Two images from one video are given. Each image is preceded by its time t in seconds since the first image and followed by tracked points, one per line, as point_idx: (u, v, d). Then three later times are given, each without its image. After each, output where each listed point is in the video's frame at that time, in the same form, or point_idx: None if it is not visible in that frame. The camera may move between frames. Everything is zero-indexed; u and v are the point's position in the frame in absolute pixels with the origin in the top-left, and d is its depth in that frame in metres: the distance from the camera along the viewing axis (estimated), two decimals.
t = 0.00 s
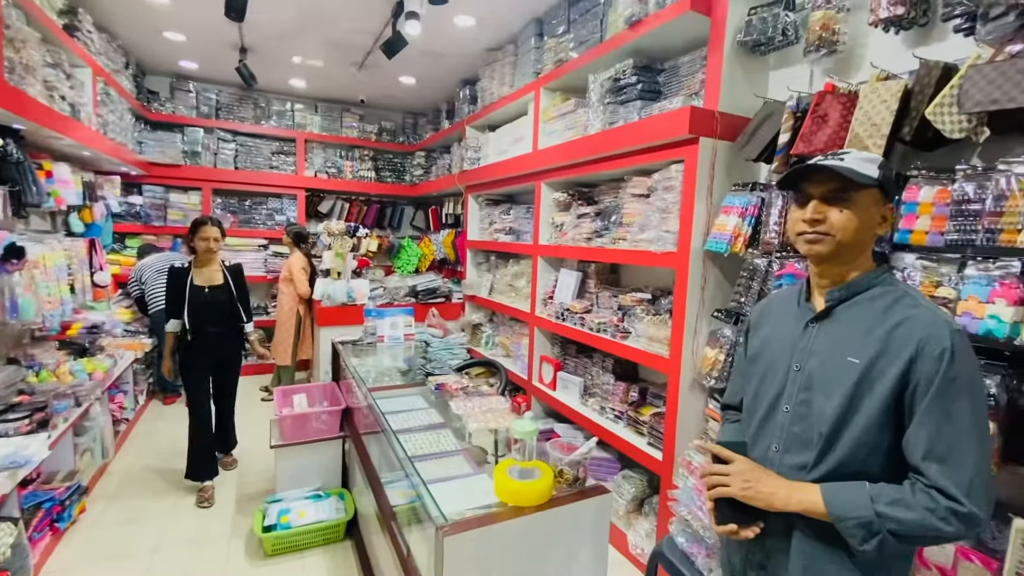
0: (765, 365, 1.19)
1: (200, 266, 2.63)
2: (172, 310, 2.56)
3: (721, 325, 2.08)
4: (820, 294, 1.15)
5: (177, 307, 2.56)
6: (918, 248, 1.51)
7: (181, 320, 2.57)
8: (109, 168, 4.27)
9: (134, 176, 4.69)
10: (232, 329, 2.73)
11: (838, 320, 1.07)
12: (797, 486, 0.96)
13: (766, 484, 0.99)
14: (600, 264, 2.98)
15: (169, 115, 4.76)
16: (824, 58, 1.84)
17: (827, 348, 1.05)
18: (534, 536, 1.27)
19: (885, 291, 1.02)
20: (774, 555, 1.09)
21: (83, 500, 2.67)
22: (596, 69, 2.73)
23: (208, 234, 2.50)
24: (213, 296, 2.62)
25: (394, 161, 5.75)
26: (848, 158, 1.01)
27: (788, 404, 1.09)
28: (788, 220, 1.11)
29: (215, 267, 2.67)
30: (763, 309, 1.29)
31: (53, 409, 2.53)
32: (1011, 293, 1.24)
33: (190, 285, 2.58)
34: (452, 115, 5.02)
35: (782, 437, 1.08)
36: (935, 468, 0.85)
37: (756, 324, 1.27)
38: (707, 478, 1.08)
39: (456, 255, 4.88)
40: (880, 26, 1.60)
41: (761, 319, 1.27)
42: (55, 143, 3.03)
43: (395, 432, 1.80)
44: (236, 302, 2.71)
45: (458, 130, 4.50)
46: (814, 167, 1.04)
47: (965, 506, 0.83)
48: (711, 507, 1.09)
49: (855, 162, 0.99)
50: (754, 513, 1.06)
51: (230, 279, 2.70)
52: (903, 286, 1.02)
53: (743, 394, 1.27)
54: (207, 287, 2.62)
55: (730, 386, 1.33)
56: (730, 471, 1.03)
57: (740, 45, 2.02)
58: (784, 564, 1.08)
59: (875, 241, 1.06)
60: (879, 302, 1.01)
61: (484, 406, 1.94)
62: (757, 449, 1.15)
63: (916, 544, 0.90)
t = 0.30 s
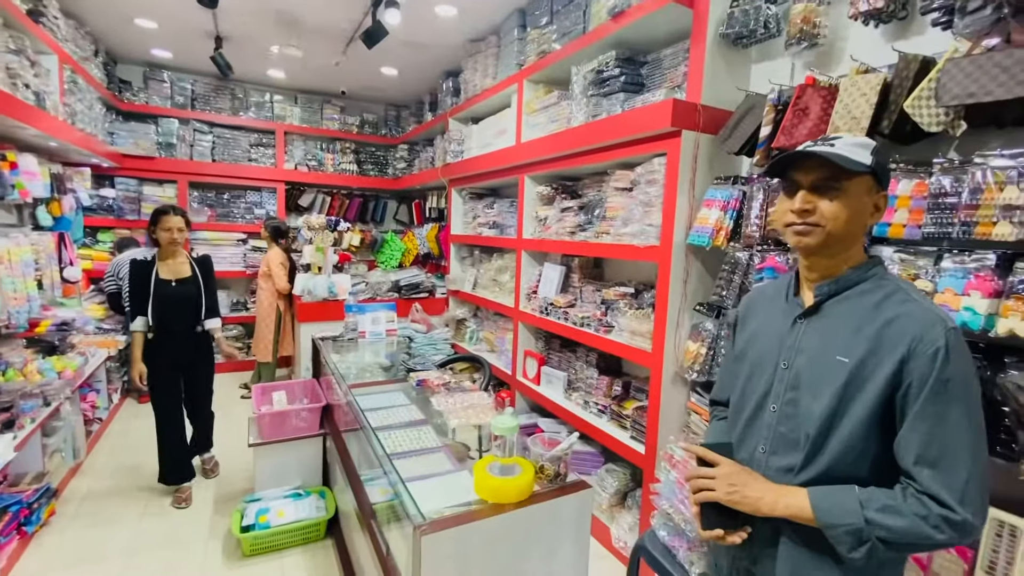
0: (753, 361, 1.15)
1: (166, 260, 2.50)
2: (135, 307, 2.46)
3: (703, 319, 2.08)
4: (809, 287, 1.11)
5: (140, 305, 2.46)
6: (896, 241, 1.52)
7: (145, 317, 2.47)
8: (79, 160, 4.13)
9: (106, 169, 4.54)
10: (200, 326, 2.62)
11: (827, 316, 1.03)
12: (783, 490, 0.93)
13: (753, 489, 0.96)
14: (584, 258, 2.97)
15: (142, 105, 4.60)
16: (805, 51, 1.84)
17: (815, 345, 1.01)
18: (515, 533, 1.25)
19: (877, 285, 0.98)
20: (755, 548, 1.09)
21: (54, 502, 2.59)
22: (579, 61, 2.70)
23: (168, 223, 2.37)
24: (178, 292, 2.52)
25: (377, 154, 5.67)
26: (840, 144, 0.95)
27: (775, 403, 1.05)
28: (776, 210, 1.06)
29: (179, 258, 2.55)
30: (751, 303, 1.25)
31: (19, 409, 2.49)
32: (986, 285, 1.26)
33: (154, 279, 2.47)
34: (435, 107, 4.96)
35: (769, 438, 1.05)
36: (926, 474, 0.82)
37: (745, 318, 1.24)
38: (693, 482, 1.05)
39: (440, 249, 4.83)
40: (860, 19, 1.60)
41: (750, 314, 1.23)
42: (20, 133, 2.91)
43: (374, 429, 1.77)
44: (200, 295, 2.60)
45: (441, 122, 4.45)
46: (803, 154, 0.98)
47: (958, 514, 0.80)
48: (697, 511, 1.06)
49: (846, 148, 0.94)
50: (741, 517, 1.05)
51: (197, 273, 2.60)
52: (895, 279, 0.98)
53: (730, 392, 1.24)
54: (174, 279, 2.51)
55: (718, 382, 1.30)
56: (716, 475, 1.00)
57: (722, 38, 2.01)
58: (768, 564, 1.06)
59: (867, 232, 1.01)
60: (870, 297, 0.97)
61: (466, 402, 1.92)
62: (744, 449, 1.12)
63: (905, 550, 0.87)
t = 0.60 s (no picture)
0: (748, 359, 1.13)
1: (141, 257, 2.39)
2: (111, 305, 2.39)
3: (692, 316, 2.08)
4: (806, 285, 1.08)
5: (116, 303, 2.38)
6: (882, 237, 1.52)
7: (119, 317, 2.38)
8: (59, 155, 4.03)
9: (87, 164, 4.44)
10: (178, 325, 2.47)
11: (822, 315, 1.00)
12: (771, 492, 0.92)
13: (739, 489, 0.94)
14: (573, 255, 2.96)
15: (124, 99, 4.49)
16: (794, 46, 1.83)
17: (810, 344, 0.98)
18: (501, 533, 1.24)
19: (875, 284, 0.94)
20: (740, 548, 1.08)
21: (34, 504, 2.54)
22: (568, 56, 2.68)
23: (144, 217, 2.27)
24: (151, 289, 2.39)
25: (366, 150, 5.61)
26: (839, 135, 0.91)
27: (767, 403, 1.03)
28: (775, 205, 1.01)
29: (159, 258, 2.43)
30: (751, 300, 1.23)
31: None
32: (971, 281, 1.26)
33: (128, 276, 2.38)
34: (424, 103, 4.91)
35: (760, 439, 1.03)
36: (917, 482, 0.79)
37: (744, 315, 1.21)
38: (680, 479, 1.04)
39: (430, 246, 4.80)
40: (848, 14, 1.59)
41: (749, 310, 1.21)
42: None
43: (360, 428, 1.74)
44: (179, 294, 2.45)
45: (430, 117, 4.40)
46: (801, 147, 0.94)
47: (949, 525, 0.77)
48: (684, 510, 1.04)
49: (846, 140, 0.90)
50: (728, 518, 1.04)
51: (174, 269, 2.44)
52: (896, 278, 0.94)
53: (727, 390, 1.22)
54: (147, 278, 2.39)
55: (715, 380, 1.28)
56: (703, 474, 0.99)
57: (710, 33, 2.00)
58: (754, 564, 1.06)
59: (867, 228, 0.96)
60: (868, 296, 0.94)
61: (453, 400, 1.90)
62: (735, 448, 1.10)
63: (894, 559, 0.85)
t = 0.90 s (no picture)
0: (740, 359, 1.13)
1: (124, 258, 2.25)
2: (89, 307, 2.24)
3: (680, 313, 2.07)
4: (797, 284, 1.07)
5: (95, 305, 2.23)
6: (869, 234, 1.52)
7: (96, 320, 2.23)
8: (44, 151, 3.97)
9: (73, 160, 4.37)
10: (161, 331, 2.32)
11: (810, 316, 0.99)
12: (752, 495, 0.91)
13: (721, 491, 0.94)
14: (563, 252, 2.95)
15: (109, 94, 4.43)
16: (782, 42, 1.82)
17: (797, 347, 0.97)
18: (486, 533, 1.23)
19: (865, 285, 0.92)
20: (723, 550, 1.08)
21: (19, 505, 2.50)
22: (558, 51, 2.66)
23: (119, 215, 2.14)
24: (132, 291, 2.23)
25: (357, 146, 5.57)
26: (828, 129, 0.90)
27: (755, 405, 1.02)
28: (762, 202, 1.00)
29: (142, 258, 2.28)
30: (747, 299, 1.21)
31: None
32: (956, 278, 1.26)
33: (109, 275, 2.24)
34: (415, 99, 4.88)
35: (747, 441, 1.02)
36: (896, 492, 0.77)
37: (739, 315, 1.21)
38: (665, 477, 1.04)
39: (421, 243, 4.77)
40: (837, 10, 1.58)
41: (744, 310, 1.20)
42: None
43: (345, 428, 1.72)
44: (164, 298, 2.31)
45: (421, 114, 4.37)
46: (789, 142, 0.93)
47: (928, 538, 0.75)
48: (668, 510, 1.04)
49: (836, 133, 0.89)
50: (711, 520, 1.04)
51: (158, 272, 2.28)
52: (888, 278, 0.92)
53: (721, 390, 1.21)
54: (127, 280, 2.25)
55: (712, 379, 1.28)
56: (687, 474, 0.99)
57: (699, 29, 1.99)
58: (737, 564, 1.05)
59: (859, 226, 0.95)
60: (856, 298, 0.92)
61: (441, 398, 1.88)
62: (724, 450, 1.09)
63: (876, 568, 0.83)
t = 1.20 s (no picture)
0: (729, 364, 1.13)
1: (115, 259, 2.21)
2: (76, 309, 2.20)
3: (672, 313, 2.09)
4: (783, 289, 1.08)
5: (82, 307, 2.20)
6: (857, 234, 1.53)
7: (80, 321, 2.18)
8: (40, 151, 3.97)
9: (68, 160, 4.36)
10: (144, 336, 2.23)
11: (796, 322, 0.99)
12: (738, 503, 0.92)
13: (708, 498, 0.94)
14: (558, 252, 2.96)
15: (106, 94, 4.43)
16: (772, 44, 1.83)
17: (783, 353, 0.98)
18: (474, 531, 1.24)
19: (850, 291, 0.92)
20: (711, 556, 1.09)
21: (15, 504, 2.50)
22: (552, 52, 2.67)
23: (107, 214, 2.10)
24: (115, 293, 2.18)
25: (353, 146, 5.57)
26: (807, 133, 0.90)
27: (742, 411, 1.02)
28: (745, 208, 1.01)
29: (133, 259, 2.22)
30: (736, 302, 1.22)
31: None
32: (941, 278, 1.27)
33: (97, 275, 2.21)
34: (411, 99, 4.89)
35: (735, 447, 1.03)
36: (880, 502, 0.77)
37: (729, 319, 1.21)
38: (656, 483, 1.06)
39: (418, 243, 4.78)
40: (825, 11, 1.59)
41: (734, 313, 1.20)
42: None
43: (337, 427, 1.73)
44: (149, 303, 2.23)
45: (417, 113, 4.38)
46: (768, 148, 0.93)
47: (911, 550, 0.75)
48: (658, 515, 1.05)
49: (814, 137, 0.89)
50: (702, 528, 1.04)
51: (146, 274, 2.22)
52: (873, 283, 0.91)
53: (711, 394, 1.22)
54: (115, 280, 2.19)
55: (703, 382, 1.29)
56: (675, 481, 1.00)
57: (690, 30, 2.00)
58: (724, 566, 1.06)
59: (843, 230, 0.94)
60: (842, 304, 0.92)
61: (434, 397, 1.89)
62: (715, 455, 1.10)
63: None
